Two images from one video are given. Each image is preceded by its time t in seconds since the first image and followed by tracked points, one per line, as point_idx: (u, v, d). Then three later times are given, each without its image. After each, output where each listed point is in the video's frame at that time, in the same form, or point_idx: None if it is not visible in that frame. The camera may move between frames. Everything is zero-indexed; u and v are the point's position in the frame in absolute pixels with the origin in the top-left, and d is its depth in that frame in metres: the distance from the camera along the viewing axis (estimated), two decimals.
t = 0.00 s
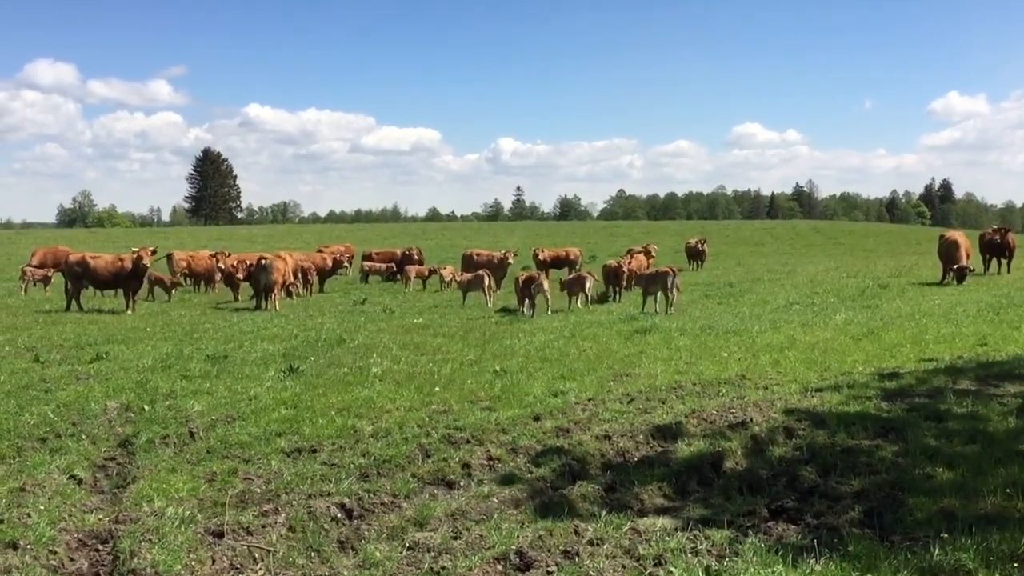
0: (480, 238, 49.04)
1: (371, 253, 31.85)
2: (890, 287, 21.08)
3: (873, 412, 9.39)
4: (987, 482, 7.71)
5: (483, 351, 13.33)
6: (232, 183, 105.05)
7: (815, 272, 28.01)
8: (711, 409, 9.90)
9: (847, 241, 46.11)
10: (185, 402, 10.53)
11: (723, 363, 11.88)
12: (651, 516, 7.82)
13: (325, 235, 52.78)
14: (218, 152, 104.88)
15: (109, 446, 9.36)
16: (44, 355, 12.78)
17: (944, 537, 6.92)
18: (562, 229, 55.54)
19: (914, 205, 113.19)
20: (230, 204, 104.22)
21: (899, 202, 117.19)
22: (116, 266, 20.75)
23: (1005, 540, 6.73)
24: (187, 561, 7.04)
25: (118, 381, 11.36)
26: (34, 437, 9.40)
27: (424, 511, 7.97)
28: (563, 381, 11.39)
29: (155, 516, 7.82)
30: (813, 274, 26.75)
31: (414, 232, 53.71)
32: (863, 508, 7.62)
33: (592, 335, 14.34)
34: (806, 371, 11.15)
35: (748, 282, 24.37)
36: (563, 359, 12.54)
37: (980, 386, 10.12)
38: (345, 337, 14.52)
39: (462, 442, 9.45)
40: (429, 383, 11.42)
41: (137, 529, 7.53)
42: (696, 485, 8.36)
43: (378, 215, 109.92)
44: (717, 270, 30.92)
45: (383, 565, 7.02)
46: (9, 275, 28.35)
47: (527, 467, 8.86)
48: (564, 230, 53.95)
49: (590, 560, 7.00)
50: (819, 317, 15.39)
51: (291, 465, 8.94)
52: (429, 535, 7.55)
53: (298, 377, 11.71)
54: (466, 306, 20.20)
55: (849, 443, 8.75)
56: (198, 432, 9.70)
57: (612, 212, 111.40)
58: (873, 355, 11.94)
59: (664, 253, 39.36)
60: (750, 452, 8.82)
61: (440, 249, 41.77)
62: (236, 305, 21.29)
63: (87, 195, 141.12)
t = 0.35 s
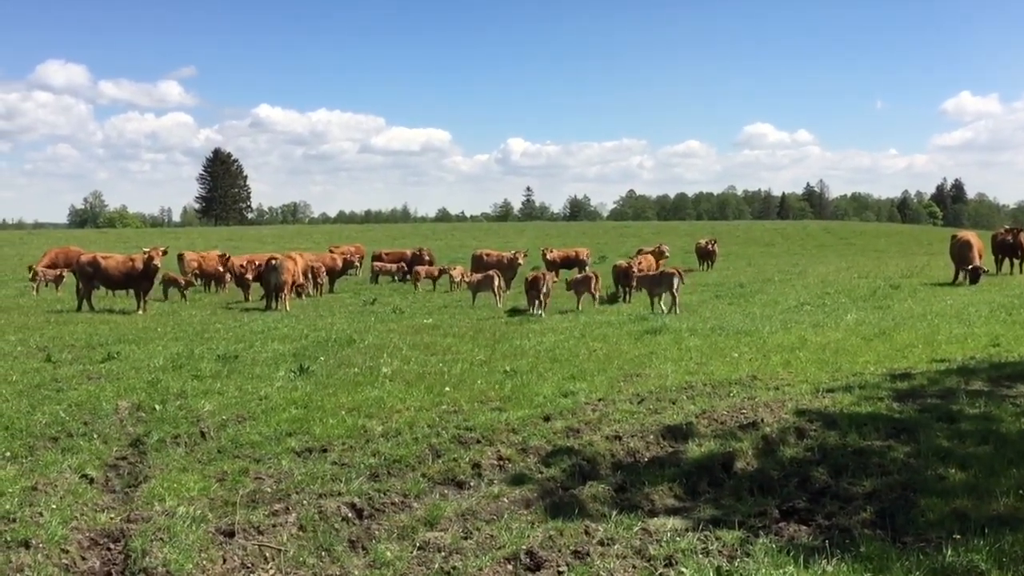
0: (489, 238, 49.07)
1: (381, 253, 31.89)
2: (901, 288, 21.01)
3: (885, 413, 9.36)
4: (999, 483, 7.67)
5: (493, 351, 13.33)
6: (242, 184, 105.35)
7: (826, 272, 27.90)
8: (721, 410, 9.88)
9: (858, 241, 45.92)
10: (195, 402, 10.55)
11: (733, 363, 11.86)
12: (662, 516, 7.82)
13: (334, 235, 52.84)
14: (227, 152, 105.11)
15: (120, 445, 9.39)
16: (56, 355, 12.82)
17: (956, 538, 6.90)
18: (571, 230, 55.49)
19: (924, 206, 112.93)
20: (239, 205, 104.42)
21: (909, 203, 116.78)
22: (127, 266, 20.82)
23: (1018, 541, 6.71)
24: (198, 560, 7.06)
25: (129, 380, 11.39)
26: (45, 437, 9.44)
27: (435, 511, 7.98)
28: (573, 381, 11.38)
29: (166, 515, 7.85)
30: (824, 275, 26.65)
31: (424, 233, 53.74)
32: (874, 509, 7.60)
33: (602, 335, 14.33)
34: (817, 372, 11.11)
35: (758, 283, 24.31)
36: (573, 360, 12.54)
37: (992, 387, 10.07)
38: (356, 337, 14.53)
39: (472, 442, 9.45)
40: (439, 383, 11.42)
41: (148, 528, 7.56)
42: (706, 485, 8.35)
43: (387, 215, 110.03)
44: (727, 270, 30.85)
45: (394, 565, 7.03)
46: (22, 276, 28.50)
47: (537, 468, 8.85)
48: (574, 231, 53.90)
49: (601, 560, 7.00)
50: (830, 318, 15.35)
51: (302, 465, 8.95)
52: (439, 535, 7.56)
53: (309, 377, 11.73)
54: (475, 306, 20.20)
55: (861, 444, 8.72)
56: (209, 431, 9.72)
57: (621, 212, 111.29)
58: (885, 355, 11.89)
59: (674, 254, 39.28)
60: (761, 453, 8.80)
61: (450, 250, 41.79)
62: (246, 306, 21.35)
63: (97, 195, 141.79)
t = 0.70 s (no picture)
0: (499, 237, 49.07)
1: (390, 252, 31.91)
2: (912, 286, 20.93)
3: (896, 412, 9.34)
4: (1011, 482, 7.65)
5: (503, 350, 13.33)
6: (252, 183, 105.60)
7: (837, 271, 27.80)
8: (731, 408, 9.87)
9: (868, 240, 45.73)
10: (206, 401, 10.58)
11: (743, 362, 11.84)
12: (672, 515, 7.82)
13: (343, 234, 52.91)
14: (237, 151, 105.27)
15: (131, 444, 9.43)
16: (67, 354, 12.86)
17: (968, 537, 6.88)
18: (581, 228, 55.41)
19: (935, 203, 112.54)
20: (249, 204, 104.60)
21: (919, 200, 116.28)
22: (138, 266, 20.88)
23: None
24: (209, 559, 7.09)
25: (140, 379, 11.43)
26: (57, 435, 9.48)
27: (445, 509, 7.99)
28: (583, 380, 11.37)
29: (177, 514, 7.88)
30: (834, 274, 26.55)
31: (433, 231, 53.78)
32: (885, 508, 7.58)
33: (612, 334, 14.31)
34: (827, 371, 11.09)
35: (768, 281, 24.24)
36: (583, 358, 12.53)
37: (1004, 386, 10.03)
38: (365, 336, 14.55)
39: (482, 441, 9.46)
40: (449, 382, 11.42)
41: (159, 526, 7.60)
42: (717, 484, 8.34)
43: (397, 214, 110.03)
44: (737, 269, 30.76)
45: (404, 563, 7.04)
46: (33, 275, 28.63)
47: (547, 467, 8.85)
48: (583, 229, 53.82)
49: (611, 558, 7.01)
50: (840, 316, 15.30)
51: (312, 464, 8.97)
52: (449, 534, 7.57)
53: (319, 376, 11.75)
54: (485, 305, 20.19)
55: (871, 442, 8.70)
56: (220, 430, 9.75)
57: (632, 212, 111.12)
58: (896, 354, 11.86)
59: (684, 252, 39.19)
60: (771, 451, 8.79)
61: (459, 248, 41.79)
62: (255, 305, 21.40)
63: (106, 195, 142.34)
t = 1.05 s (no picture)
0: (507, 236, 49.06)
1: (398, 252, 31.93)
2: (922, 285, 20.88)
3: (906, 411, 9.31)
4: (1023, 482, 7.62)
5: (512, 349, 13.32)
6: (262, 183, 105.79)
7: (846, 270, 27.69)
8: (741, 408, 9.85)
9: (879, 239, 45.61)
10: (215, 400, 10.60)
11: (753, 361, 11.81)
12: (681, 514, 7.81)
13: (353, 234, 52.97)
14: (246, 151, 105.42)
15: (141, 443, 9.46)
16: (77, 353, 12.90)
17: (979, 536, 6.86)
18: (590, 227, 55.32)
19: (945, 203, 112.19)
20: (257, 204, 104.75)
21: (928, 200, 115.83)
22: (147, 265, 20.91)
23: None
24: (219, 557, 7.11)
25: (150, 378, 11.46)
26: (67, 434, 9.51)
27: (454, 508, 7.99)
28: (592, 379, 11.36)
29: (187, 512, 7.90)
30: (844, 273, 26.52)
31: (442, 231, 53.80)
32: (896, 508, 7.55)
33: (621, 333, 14.29)
34: (837, 370, 11.05)
35: (778, 280, 24.16)
36: (592, 358, 12.52)
37: (1015, 385, 9.99)
38: (374, 335, 14.56)
39: (491, 440, 9.46)
40: (458, 381, 11.42)
41: (169, 525, 7.63)
42: (727, 484, 8.33)
43: (405, 213, 110.07)
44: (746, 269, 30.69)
45: (413, 562, 7.05)
46: (44, 275, 28.73)
47: (557, 466, 8.84)
48: (593, 229, 53.76)
49: (620, 558, 7.01)
50: (850, 316, 15.26)
51: (320, 463, 8.98)
52: (458, 533, 7.57)
53: (328, 375, 11.76)
54: (493, 305, 20.18)
55: (881, 442, 8.67)
56: (229, 429, 9.77)
57: (641, 211, 110.86)
58: (906, 353, 11.83)
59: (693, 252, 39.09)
60: (781, 451, 8.77)
61: (468, 248, 41.77)
62: (264, 304, 21.42)
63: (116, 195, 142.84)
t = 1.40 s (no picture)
0: (516, 234, 49.05)
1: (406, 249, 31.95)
2: (932, 285, 20.84)
3: (915, 411, 9.29)
4: None
5: (519, 348, 13.32)
6: (271, 180, 105.89)
7: (855, 269, 27.61)
8: (749, 407, 9.84)
9: (889, 238, 45.44)
10: (224, 397, 10.63)
11: (761, 360, 11.79)
12: (689, 513, 7.80)
13: (361, 231, 53.04)
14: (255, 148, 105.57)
15: (150, 439, 9.49)
16: (86, 350, 12.94)
17: (988, 537, 6.85)
18: (598, 226, 55.25)
19: (954, 202, 111.66)
20: (266, 201, 104.92)
21: (937, 199, 115.35)
22: (156, 261, 20.95)
23: None
24: (227, 554, 7.13)
25: (158, 375, 11.49)
26: (77, 430, 9.55)
27: (461, 506, 8.00)
28: (599, 378, 11.35)
29: (195, 508, 7.93)
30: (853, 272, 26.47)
31: (451, 229, 53.84)
32: (904, 508, 7.53)
33: (629, 332, 14.27)
34: (846, 370, 11.03)
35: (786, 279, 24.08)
36: (600, 356, 12.51)
37: None
38: (382, 333, 14.57)
39: (498, 438, 9.46)
40: (465, 379, 11.43)
41: (178, 521, 7.65)
42: (734, 482, 8.32)
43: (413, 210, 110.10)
44: (755, 267, 30.62)
45: (421, 559, 7.06)
46: (53, 272, 28.82)
47: (564, 465, 8.84)
48: (601, 227, 53.68)
49: (627, 556, 7.01)
50: (859, 315, 15.22)
51: (328, 460, 9.00)
52: (465, 531, 7.58)
53: (336, 372, 11.78)
54: (501, 303, 20.18)
55: (890, 442, 8.65)
56: (237, 426, 9.79)
57: (650, 210, 110.61)
58: (915, 353, 11.79)
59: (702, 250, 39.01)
60: (789, 450, 8.75)
61: (476, 246, 41.75)
62: (272, 301, 21.46)
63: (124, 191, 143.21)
